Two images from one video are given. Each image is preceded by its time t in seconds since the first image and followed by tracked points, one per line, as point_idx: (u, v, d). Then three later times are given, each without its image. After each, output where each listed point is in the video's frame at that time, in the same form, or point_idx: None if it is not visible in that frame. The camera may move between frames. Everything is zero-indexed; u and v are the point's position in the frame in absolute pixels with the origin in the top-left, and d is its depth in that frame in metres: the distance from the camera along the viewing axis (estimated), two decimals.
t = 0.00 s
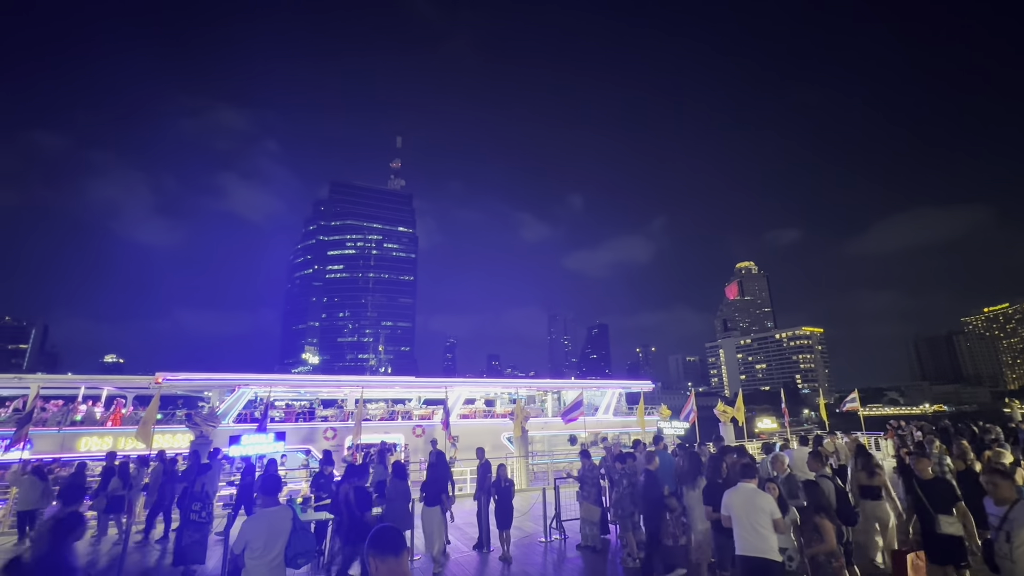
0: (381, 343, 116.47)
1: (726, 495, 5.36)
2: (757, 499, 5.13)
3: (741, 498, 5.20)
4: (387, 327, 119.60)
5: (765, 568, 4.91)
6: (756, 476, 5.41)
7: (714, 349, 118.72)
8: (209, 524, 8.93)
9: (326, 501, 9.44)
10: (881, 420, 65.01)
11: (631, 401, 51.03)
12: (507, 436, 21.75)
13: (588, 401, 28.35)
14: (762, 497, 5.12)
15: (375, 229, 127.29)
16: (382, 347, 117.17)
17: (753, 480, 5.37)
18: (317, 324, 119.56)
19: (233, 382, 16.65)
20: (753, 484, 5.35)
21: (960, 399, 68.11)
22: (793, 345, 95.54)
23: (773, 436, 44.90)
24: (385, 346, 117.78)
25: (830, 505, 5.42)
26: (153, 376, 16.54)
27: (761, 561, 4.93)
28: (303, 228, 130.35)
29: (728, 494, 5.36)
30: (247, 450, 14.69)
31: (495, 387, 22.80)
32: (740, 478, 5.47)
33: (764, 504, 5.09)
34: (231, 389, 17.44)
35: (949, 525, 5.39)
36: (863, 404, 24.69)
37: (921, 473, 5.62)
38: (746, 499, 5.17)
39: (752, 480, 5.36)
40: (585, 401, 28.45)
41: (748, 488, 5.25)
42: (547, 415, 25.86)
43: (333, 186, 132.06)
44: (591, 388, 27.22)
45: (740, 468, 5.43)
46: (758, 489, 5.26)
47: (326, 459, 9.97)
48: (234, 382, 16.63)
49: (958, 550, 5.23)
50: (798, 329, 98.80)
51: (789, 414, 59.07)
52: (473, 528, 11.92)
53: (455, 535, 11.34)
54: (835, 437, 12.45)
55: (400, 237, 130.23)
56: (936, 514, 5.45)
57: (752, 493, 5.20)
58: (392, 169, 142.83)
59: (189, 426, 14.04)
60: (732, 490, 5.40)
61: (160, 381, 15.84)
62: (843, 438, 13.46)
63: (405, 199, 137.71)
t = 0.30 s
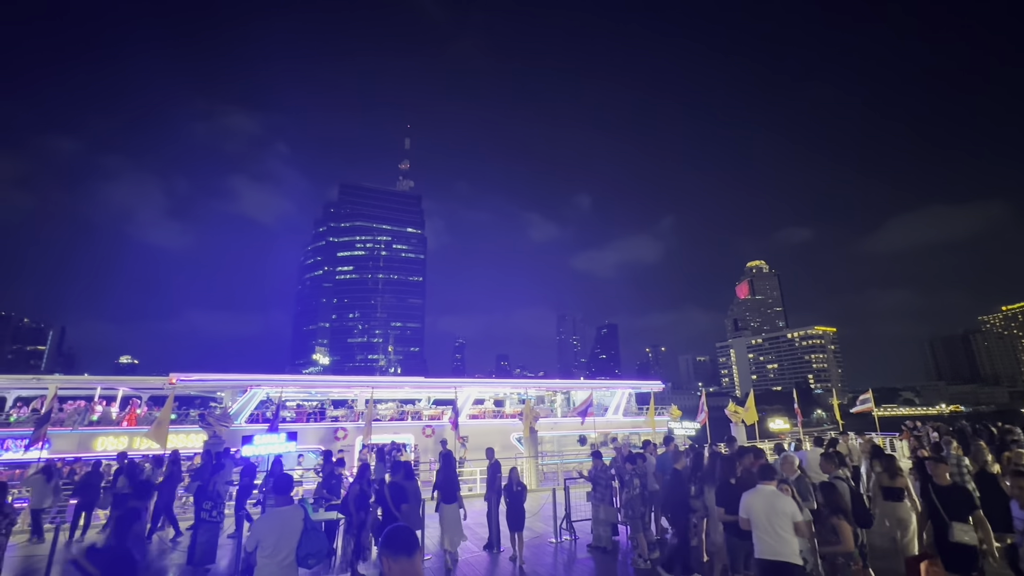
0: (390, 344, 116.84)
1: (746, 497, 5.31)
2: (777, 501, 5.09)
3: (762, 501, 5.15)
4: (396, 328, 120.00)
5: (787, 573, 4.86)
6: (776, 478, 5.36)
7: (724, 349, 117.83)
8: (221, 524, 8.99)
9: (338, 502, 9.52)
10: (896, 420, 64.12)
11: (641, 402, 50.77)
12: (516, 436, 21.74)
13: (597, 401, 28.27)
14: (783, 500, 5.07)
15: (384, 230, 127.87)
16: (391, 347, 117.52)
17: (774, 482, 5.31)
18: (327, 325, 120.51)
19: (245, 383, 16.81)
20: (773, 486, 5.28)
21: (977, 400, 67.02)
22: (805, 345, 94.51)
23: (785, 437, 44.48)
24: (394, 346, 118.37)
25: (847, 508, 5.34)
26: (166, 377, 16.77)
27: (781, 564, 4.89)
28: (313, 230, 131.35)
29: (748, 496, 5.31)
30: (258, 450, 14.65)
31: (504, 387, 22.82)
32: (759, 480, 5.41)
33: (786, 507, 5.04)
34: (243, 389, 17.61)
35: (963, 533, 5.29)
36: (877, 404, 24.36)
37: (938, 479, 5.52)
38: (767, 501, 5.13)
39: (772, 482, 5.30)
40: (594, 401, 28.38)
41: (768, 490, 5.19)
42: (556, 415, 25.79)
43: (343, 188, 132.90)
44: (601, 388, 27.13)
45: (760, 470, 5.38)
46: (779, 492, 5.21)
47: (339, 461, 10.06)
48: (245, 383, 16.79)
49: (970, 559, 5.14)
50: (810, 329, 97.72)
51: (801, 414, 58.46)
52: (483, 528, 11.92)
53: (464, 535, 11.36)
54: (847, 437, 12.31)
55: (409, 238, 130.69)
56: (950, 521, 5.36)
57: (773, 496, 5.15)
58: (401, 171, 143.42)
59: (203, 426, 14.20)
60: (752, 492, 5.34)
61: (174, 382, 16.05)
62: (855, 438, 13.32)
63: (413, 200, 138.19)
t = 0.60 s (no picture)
0: (401, 346, 117.33)
1: (766, 500, 5.23)
2: (799, 505, 5.01)
3: (783, 505, 5.08)
4: (407, 330, 120.53)
5: None
6: (797, 480, 5.28)
7: (737, 349, 116.64)
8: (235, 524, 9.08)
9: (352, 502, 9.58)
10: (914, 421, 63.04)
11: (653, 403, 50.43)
12: (528, 437, 21.69)
13: (609, 402, 28.13)
14: (806, 505, 5.00)
15: (394, 232, 128.47)
16: (402, 349, 118.07)
17: (795, 485, 5.23)
18: (339, 327, 121.52)
19: (259, 384, 17.00)
20: (794, 489, 5.21)
21: (998, 400, 65.80)
22: (820, 344, 93.30)
23: (800, 438, 43.89)
24: (406, 347, 119.08)
25: (865, 512, 5.25)
26: (183, 379, 17.02)
27: (801, 569, 4.82)
28: (325, 232, 132.44)
29: (768, 499, 5.24)
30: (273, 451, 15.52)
31: (515, 388, 22.80)
32: (781, 482, 5.32)
33: (808, 511, 4.97)
34: (258, 390, 17.78)
35: (985, 539, 5.19)
36: (894, 405, 24.04)
37: (959, 483, 5.42)
38: (788, 505, 5.06)
39: (793, 485, 5.22)
40: (606, 401, 28.24)
41: (789, 494, 5.13)
42: (567, 416, 25.75)
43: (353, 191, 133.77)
44: (612, 389, 26.99)
45: (781, 473, 5.29)
46: (800, 496, 5.13)
47: (352, 462, 10.08)
48: (260, 384, 16.99)
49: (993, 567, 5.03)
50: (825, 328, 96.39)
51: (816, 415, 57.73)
52: (494, 531, 11.87)
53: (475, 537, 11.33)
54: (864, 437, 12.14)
55: (419, 240, 131.18)
56: (972, 526, 5.26)
57: (795, 500, 5.06)
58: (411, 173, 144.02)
59: (218, 427, 14.38)
60: (773, 495, 5.26)
61: (190, 383, 16.28)
62: (872, 440, 13.13)
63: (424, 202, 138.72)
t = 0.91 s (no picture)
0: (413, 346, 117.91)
1: (785, 502, 5.17)
2: (820, 508, 4.95)
3: (803, 507, 5.02)
4: (418, 330, 121.12)
5: None
6: (817, 482, 5.21)
7: (751, 348, 115.42)
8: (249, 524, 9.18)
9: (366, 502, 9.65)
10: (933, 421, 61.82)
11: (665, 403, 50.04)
12: (539, 437, 21.68)
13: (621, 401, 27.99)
14: (826, 507, 4.93)
15: (405, 233, 128.91)
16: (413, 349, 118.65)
17: (814, 487, 5.16)
18: (352, 328, 122.53)
19: (273, 384, 17.18)
20: (814, 490, 5.14)
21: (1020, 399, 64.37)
22: (836, 343, 91.94)
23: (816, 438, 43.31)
24: (417, 348, 119.69)
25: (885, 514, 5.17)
26: (200, 380, 17.28)
27: (822, 571, 4.78)
28: (336, 234, 133.42)
29: (787, 501, 5.17)
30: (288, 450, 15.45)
31: (526, 388, 22.80)
32: (800, 484, 5.25)
33: (829, 514, 4.90)
34: (272, 390, 17.98)
35: (1008, 546, 5.04)
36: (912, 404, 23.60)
37: (981, 486, 5.31)
38: (808, 508, 4.99)
39: (813, 487, 5.15)
40: (618, 401, 28.14)
41: (809, 496, 5.06)
42: (578, 416, 25.69)
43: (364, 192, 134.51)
44: (624, 389, 26.85)
45: (801, 474, 5.21)
46: (820, 498, 5.06)
47: (365, 462, 10.13)
48: (274, 384, 17.16)
49: (1016, 575, 4.87)
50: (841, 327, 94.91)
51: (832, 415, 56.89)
52: (506, 531, 11.87)
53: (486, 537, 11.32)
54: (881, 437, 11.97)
55: (430, 241, 131.62)
56: (992, 532, 5.10)
57: (816, 502, 5.00)
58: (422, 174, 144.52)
59: (234, 427, 14.59)
60: (792, 497, 5.20)
61: (207, 384, 16.54)
62: (890, 440, 12.90)
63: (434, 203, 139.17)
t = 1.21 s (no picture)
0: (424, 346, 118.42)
1: (804, 502, 5.10)
2: (840, 509, 4.88)
3: (823, 508, 4.95)
4: (430, 330, 121.62)
5: None
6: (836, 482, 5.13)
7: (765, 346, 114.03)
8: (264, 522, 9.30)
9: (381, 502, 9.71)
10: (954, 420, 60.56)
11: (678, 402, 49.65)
12: (551, 437, 21.65)
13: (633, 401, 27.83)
14: (846, 508, 4.87)
15: (416, 234, 129.53)
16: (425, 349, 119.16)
17: (834, 487, 5.08)
18: (364, 328, 123.53)
19: (288, 384, 17.37)
20: (833, 491, 5.06)
21: None
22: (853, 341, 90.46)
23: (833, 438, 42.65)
24: (429, 347, 120.32)
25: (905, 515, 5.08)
26: (216, 380, 17.52)
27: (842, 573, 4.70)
28: (349, 235, 134.52)
29: (806, 501, 5.10)
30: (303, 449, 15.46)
31: (538, 387, 22.78)
32: (819, 484, 5.18)
33: (849, 515, 4.83)
34: (287, 390, 18.18)
35: None
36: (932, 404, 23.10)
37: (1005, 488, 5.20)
38: (827, 508, 4.93)
39: (832, 488, 5.07)
40: (631, 401, 27.98)
41: (829, 496, 4.98)
42: (591, 415, 25.60)
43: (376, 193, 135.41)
44: (636, 388, 26.71)
45: (820, 475, 5.12)
46: (841, 498, 4.99)
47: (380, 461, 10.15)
48: (289, 384, 17.37)
49: None
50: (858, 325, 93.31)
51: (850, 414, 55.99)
52: (519, 531, 11.86)
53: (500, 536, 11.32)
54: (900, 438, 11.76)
55: (441, 240, 131.92)
56: (1006, 534, 4.88)
57: (836, 503, 4.93)
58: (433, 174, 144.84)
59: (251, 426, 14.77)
60: (811, 497, 5.12)
61: (223, 384, 16.77)
62: (910, 441, 12.66)
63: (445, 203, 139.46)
